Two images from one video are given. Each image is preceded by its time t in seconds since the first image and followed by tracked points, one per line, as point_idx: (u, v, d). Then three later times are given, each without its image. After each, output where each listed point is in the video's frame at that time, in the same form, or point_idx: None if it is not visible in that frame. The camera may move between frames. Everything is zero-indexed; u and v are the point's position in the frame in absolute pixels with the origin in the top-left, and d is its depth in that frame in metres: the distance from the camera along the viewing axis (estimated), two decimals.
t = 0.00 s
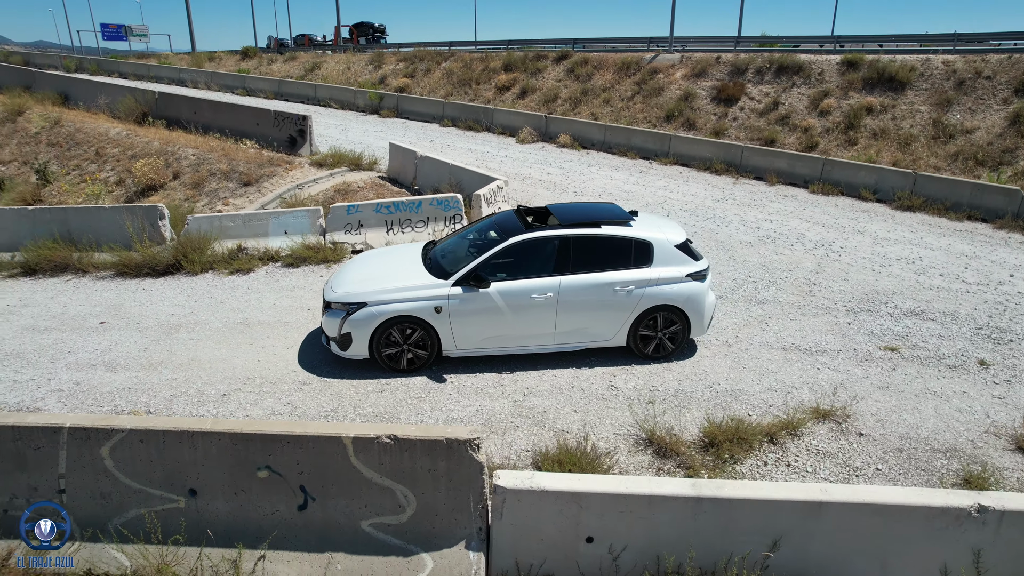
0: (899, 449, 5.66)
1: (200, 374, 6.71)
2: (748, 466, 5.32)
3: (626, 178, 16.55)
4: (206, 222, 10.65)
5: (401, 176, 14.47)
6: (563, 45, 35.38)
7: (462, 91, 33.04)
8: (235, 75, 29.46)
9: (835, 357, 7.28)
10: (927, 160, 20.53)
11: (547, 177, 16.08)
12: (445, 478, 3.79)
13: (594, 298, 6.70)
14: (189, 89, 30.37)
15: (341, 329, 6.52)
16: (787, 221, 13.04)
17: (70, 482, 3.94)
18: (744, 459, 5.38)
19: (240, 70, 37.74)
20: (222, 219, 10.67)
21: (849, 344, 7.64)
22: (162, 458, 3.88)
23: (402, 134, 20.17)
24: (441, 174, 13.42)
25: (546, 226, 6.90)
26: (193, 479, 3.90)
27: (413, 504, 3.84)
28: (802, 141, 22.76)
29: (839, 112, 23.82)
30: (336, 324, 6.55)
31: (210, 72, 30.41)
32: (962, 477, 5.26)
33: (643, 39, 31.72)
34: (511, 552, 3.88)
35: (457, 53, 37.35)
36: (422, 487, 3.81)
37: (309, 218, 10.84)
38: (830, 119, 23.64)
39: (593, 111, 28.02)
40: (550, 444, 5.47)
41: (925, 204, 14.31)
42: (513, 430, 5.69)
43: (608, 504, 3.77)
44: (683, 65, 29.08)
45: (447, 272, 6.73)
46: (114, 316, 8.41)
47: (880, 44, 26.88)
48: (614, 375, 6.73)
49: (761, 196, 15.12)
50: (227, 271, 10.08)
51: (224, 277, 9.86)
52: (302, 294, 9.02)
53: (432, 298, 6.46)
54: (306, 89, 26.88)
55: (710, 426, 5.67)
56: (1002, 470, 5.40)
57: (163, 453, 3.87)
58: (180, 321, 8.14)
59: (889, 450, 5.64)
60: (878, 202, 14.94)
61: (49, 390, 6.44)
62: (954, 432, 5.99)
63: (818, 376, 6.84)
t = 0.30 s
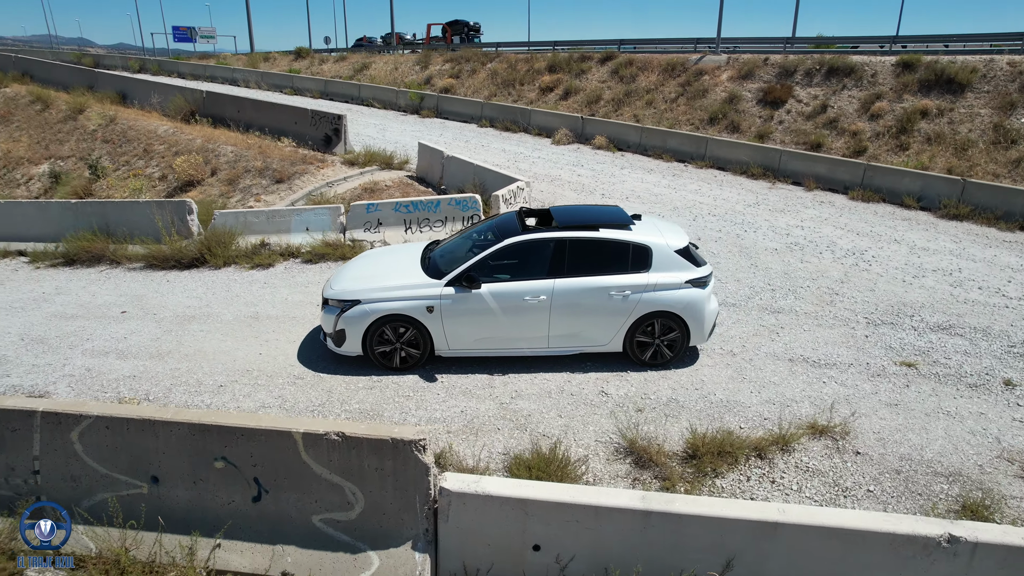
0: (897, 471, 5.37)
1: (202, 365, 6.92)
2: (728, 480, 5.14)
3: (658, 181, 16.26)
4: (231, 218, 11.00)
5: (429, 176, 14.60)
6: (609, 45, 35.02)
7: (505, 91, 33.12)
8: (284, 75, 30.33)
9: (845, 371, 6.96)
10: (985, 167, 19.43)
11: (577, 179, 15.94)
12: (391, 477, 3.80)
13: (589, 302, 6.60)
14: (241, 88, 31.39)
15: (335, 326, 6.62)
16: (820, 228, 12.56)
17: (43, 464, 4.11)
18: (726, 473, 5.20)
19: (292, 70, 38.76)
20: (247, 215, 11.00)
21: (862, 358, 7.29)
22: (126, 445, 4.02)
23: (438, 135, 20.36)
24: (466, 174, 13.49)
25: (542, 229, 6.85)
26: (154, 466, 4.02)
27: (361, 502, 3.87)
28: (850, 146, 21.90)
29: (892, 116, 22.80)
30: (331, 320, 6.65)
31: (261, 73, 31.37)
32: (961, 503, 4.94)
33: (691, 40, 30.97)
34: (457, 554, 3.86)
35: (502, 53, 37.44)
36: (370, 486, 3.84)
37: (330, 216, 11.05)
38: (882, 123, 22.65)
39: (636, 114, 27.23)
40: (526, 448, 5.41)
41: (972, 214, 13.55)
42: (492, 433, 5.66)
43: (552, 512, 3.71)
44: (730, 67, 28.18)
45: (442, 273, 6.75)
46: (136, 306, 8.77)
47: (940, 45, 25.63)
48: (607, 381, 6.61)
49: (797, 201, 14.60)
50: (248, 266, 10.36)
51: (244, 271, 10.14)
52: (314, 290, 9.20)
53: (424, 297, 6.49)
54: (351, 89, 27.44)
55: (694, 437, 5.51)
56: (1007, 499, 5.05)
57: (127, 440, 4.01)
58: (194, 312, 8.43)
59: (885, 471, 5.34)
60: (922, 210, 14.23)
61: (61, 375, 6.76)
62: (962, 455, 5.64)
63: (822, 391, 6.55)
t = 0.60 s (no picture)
0: (889, 492, 5.08)
1: (206, 355, 7.14)
2: (704, 493, 4.97)
3: (690, 182, 15.89)
4: (256, 213, 11.32)
5: (455, 174, 14.68)
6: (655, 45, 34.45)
7: (548, 91, 33.00)
8: (331, 75, 31.02)
9: (852, 385, 6.64)
10: None
11: (606, 180, 15.74)
12: (338, 473, 3.83)
13: (582, 305, 6.50)
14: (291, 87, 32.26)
15: (330, 322, 6.72)
16: (853, 235, 12.04)
17: (23, 444, 4.30)
18: (703, 486, 5.03)
19: (342, 70, 39.60)
20: (270, 210, 11.30)
21: (873, 372, 6.94)
22: (95, 429, 4.17)
23: (473, 135, 20.46)
24: (490, 173, 13.51)
25: (539, 230, 6.79)
26: (120, 452, 4.16)
27: (310, 496, 3.92)
28: (901, 150, 20.92)
29: (949, 119, 21.67)
30: (327, 316, 6.76)
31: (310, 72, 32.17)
32: (953, 531, 4.63)
33: (741, 40, 30.06)
34: (403, 553, 3.87)
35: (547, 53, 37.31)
36: (318, 480, 3.88)
37: (351, 213, 11.24)
38: (938, 126, 21.56)
39: (679, 113, 26.72)
40: (501, 450, 5.36)
41: None
42: (471, 433, 5.64)
43: (493, 518, 3.66)
44: (778, 68, 27.27)
45: (432, 271, 6.76)
46: (157, 295, 9.11)
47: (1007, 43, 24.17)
48: (598, 386, 6.50)
49: (833, 206, 14.03)
50: (268, 261, 10.62)
51: (263, 266, 10.40)
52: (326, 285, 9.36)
53: (416, 295, 6.52)
54: (393, 88, 27.86)
55: (675, 447, 5.35)
56: (1007, 529, 4.70)
57: (96, 425, 4.16)
58: (209, 303, 8.70)
59: (876, 492, 5.06)
60: (969, 218, 13.46)
61: (75, 359, 7.08)
62: (965, 479, 5.29)
63: (824, 405, 6.27)
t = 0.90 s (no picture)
0: (878, 517, 4.80)
1: (212, 345, 7.36)
2: (676, 508, 4.81)
3: (725, 184, 15.44)
4: (282, 208, 11.63)
5: (484, 174, 14.71)
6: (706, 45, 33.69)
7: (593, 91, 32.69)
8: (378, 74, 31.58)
9: (858, 403, 6.31)
10: None
11: (637, 180, 15.47)
12: (288, 468, 3.89)
13: (575, 309, 6.39)
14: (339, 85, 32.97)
15: (327, 317, 6.82)
16: (890, 244, 11.48)
17: (9, 425, 4.51)
18: (677, 500, 4.87)
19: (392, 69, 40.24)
20: (296, 206, 11.59)
21: (884, 389, 6.58)
22: (71, 414, 4.34)
23: (509, 135, 20.46)
24: (516, 173, 13.49)
25: (536, 232, 6.73)
26: (93, 437, 4.32)
27: (263, 489, 3.98)
28: (960, 156, 19.81)
29: (1015, 123, 20.38)
30: (324, 311, 6.86)
31: (358, 70, 32.80)
32: (940, 564, 4.33)
33: (794, 39, 29.06)
34: (350, 551, 3.88)
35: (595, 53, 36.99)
36: (270, 474, 3.94)
37: (372, 210, 11.40)
38: (1001, 131, 20.32)
39: (726, 116, 25.96)
40: (476, 453, 5.33)
41: None
42: (450, 435, 5.63)
43: (434, 520, 3.64)
44: (832, 69, 26.23)
45: (427, 267, 6.80)
46: (180, 286, 9.46)
47: None
48: (590, 392, 6.38)
49: (873, 212, 13.40)
50: (290, 255, 10.87)
51: (285, 260, 10.66)
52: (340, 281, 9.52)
53: (409, 294, 6.56)
54: (438, 87, 28.14)
55: (654, 458, 5.20)
56: (1002, 564, 4.37)
57: (71, 409, 4.33)
58: (225, 296, 8.97)
59: (863, 517, 4.79)
60: None
61: (92, 345, 7.42)
62: (966, 507, 4.95)
63: (823, 422, 5.98)
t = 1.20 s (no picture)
0: (855, 542, 4.54)
1: (214, 337, 7.55)
2: (640, 520, 4.66)
3: (756, 185, 14.95)
4: (303, 204, 11.87)
5: (507, 173, 14.67)
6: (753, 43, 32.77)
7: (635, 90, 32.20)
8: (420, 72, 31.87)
9: (857, 419, 5.99)
10: None
11: (665, 180, 15.13)
12: (235, 461, 3.93)
13: (562, 312, 6.27)
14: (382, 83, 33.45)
15: (319, 313, 6.90)
16: (924, 253, 10.90)
17: None
18: (643, 512, 4.73)
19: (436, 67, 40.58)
20: (316, 202, 11.81)
21: (889, 406, 6.22)
22: (44, 400, 4.49)
23: (541, 133, 20.35)
24: (537, 172, 13.40)
25: (527, 233, 6.63)
26: (64, 422, 4.46)
27: (214, 481, 4.04)
28: (1019, 160, 18.65)
29: None
30: (318, 307, 6.94)
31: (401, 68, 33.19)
32: None
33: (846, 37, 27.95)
34: (294, 547, 3.90)
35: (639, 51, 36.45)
36: (219, 467, 3.99)
37: (389, 207, 11.50)
38: None
39: (769, 116, 25.19)
40: (446, 454, 5.29)
41: None
42: (424, 434, 5.61)
43: (368, 521, 3.62)
44: (884, 68, 25.13)
45: (418, 266, 6.79)
46: (196, 278, 9.75)
47: None
48: (574, 397, 6.25)
49: (911, 218, 12.75)
50: (306, 250, 11.07)
51: (301, 255, 10.86)
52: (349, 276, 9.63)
53: (398, 292, 6.57)
54: (477, 85, 28.21)
55: (624, 468, 5.06)
56: None
57: (44, 395, 4.48)
58: (236, 289, 9.20)
59: (839, 540, 4.54)
60: None
61: (102, 333, 7.72)
62: (956, 535, 4.63)
63: (815, 438, 5.70)
